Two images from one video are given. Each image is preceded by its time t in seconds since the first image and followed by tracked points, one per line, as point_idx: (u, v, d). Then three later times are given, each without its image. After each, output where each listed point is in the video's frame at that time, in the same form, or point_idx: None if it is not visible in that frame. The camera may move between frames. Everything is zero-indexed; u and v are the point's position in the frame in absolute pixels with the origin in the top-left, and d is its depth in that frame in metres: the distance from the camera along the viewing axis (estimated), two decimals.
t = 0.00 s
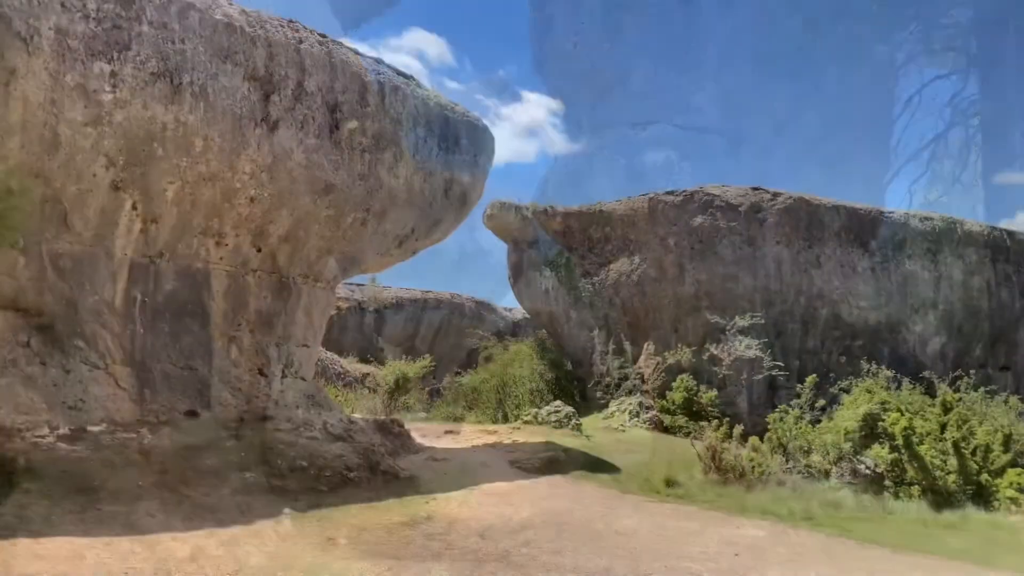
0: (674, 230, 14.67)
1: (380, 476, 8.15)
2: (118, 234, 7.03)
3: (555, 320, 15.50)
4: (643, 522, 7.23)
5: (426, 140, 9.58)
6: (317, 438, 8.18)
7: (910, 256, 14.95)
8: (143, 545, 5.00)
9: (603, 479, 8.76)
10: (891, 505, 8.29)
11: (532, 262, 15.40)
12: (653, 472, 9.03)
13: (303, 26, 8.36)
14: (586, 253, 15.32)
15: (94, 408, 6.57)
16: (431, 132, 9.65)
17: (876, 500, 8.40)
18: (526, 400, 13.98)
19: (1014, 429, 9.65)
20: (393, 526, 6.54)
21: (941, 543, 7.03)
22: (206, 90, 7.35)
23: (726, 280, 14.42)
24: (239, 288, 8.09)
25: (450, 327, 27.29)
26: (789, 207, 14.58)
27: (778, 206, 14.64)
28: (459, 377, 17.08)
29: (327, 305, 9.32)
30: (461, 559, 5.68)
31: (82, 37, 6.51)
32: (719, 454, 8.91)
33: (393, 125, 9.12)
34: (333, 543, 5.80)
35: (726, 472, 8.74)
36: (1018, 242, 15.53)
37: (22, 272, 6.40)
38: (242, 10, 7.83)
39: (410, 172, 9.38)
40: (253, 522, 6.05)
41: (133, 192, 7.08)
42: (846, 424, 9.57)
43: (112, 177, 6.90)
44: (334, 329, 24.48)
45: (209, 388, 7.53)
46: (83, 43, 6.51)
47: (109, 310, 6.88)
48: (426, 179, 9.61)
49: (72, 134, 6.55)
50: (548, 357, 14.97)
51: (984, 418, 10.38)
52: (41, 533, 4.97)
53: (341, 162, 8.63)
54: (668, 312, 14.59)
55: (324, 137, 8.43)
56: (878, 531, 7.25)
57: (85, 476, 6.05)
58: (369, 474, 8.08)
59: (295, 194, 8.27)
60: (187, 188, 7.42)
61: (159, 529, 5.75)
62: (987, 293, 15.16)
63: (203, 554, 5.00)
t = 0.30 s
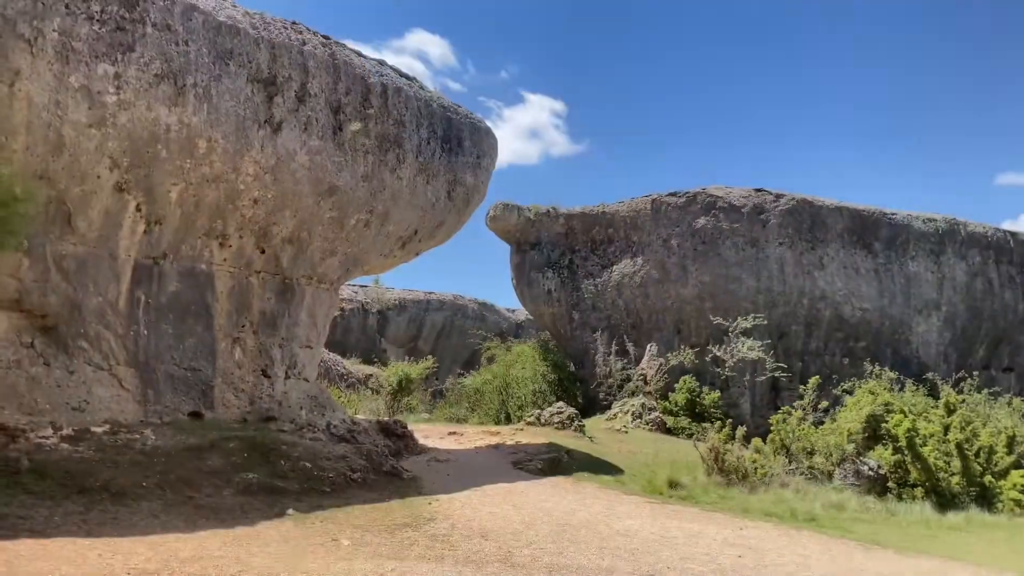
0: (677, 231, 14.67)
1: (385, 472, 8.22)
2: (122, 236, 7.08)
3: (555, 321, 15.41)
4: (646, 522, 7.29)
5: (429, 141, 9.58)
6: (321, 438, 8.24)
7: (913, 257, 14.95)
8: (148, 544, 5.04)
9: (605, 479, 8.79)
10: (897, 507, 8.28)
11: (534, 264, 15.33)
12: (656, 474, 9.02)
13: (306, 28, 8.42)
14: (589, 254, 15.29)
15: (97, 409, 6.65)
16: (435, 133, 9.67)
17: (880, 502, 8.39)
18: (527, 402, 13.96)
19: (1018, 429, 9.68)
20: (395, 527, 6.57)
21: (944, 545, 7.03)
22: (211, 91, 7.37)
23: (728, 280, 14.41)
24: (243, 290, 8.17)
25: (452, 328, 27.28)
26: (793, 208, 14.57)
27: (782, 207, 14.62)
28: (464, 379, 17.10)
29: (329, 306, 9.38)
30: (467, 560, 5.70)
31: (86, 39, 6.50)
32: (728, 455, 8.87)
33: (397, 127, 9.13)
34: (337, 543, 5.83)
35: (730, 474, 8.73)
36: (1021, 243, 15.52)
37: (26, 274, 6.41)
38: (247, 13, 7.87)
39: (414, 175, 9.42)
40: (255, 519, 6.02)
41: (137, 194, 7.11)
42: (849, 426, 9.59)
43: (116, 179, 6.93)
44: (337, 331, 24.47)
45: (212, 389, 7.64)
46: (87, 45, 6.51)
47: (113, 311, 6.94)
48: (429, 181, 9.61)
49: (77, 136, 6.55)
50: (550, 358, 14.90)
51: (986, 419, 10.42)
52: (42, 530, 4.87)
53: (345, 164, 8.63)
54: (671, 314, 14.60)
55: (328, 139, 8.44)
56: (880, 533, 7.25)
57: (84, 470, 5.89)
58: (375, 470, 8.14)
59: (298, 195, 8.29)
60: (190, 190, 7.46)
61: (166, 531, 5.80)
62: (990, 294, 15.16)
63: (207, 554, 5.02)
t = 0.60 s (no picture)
0: (680, 232, 14.67)
1: (388, 475, 8.20)
2: (126, 238, 7.09)
3: (558, 322, 15.37)
4: (648, 523, 7.31)
5: (432, 143, 9.58)
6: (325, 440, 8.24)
7: (916, 259, 14.93)
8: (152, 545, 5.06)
9: (609, 481, 8.78)
10: (903, 510, 8.26)
11: (537, 265, 15.33)
12: (659, 476, 9.01)
13: (309, 30, 8.45)
14: (591, 256, 15.24)
15: (100, 410, 6.66)
16: (438, 135, 9.67)
17: (885, 504, 8.36)
18: (530, 404, 14.00)
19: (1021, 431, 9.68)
20: (397, 528, 6.57)
21: (947, 547, 7.03)
22: (214, 93, 7.39)
23: (731, 282, 14.40)
24: (246, 291, 8.19)
25: (455, 329, 27.27)
26: (795, 210, 14.60)
27: (785, 208, 14.67)
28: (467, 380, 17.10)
29: (332, 308, 9.40)
30: (470, 561, 5.71)
31: (90, 41, 6.52)
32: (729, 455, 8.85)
33: (400, 129, 9.14)
34: (339, 545, 5.83)
35: (733, 476, 8.71)
36: None
37: (30, 276, 6.42)
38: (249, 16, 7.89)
39: (417, 177, 9.44)
40: (257, 520, 6.02)
41: (140, 195, 7.12)
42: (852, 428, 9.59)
43: (119, 180, 6.94)
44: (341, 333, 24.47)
45: (215, 391, 7.66)
46: (91, 47, 6.53)
47: (117, 313, 6.95)
48: (431, 183, 9.62)
49: (81, 138, 6.56)
50: (553, 360, 14.88)
51: (989, 421, 10.42)
52: (45, 531, 4.87)
53: (348, 165, 8.64)
54: (675, 315, 14.56)
55: (330, 141, 8.44)
56: (884, 535, 7.24)
57: (87, 471, 5.89)
58: (378, 473, 8.12)
59: (301, 196, 8.29)
60: (194, 192, 7.48)
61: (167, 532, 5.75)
62: (993, 296, 15.14)
63: (210, 556, 5.02)
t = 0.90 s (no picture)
0: (683, 234, 14.67)
1: (391, 476, 8.19)
2: (128, 239, 7.10)
3: (560, 324, 15.37)
4: (651, 526, 7.29)
5: (435, 144, 9.58)
6: (327, 442, 8.24)
7: (919, 261, 14.91)
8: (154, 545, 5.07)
9: (612, 483, 8.78)
10: (906, 511, 8.24)
11: (539, 266, 15.34)
12: (661, 478, 8.99)
13: (312, 32, 8.47)
14: (593, 257, 15.23)
15: (102, 411, 6.68)
16: (440, 136, 9.67)
17: (887, 506, 8.34)
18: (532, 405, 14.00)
19: None
20: (399, 530, 6.57)
21: (950, 549, 7.01)
22: (217, 95, 7.40)
23: (734, 283, 14.38)
24: (248, 293, 8.20)
25: (457, 331, 27.29)
26: (798, 211, 14.64)
27: (787, 210, 14.69)
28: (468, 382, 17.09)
29: (334, 309, 9.41)
30: (473, 563, 5.71)
31: (93, 42, 6.54)
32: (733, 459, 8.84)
33: (402, 130, 9.14)
34: (341, 547, 5.82)
35: (735, 478, 8.70)
36: None
37: (32, 277, 6.44)
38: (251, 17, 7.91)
39: (420, 179, 9.44)
40: (259, 522, 6.03)
41: (143, 196, 7.12)
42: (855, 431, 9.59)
43: (122, 182, 6.95)
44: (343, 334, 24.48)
45: (217, 392, 7.66)
46: (95, 49, 6.55)
47: (119, 314, 6.96)
48: (434, 184, 9.62)
49: (84, 139, 6.57)
50: (555, 362, 14.89)
51: (992, 423, 10.42)
52: (47, 532, 4.87)
53: (350, 167, 8.64)
54: (677, 317, 14.51)
55: (333, 142, 8.44)
56: (886, 537, 7.23)
57: (90, 472, 5.89)
58: (381, 474, 8.12)
59: (303, 198, 8.29)
60: (196, 193, 7.48)
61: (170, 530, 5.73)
62: (996, 298, 15.12)
63: (211, 557, 5.02)
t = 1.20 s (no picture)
0: (684, 235, 14.66)
1: (392, 478, 8.18)
2: (130, 240, 7.11)
3: (562, 325, 15.41)
4: (652, 527, 7.29)
5: (436, 145, 9.58)
6: (328, 443, 8.25)
7: (920, 262, 14.91)
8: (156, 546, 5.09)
9: (613, 484, 8.78)
10: (907, 513, 8.23)
11: (541, 267, 15.37)
12: (662, 480, 8.99)
13: (313, 33, 8.48)
14: (595, 259, 15.25)
15: (103, 412, 6.69)
16: (442, 138, 9.66)
17: (888, 508, 8.33)
18: (533, 407, 14.02)
19: None
20: (400, 531, 6.57)
21: (951, 551, 7.00)
22: (218, 96, 7.41)
23: (735, 285, 14.37)
24: (249, 294, 8.21)
25: (458, 332, 27.29)
26: (800, 213, 14.64)
27: (788, 212, 14.70)
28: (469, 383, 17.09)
29: (335, 310, 9.41)
30: (474, 564, 5.72)
31: (95, 44, 6.55)
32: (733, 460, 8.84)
33: (403, 132, 9.14)
34: (342, 548, 5.83)
35: (736, 480, 8.69)
36: None
37: (34, 278, 6.44)
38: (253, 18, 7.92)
39: (422, 180, 9.43)
40: (260, 523, 6.03)
41: (145, 198, 7.13)
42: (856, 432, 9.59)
43: (124, 183, 6.96)
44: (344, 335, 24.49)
45: (218, 393, 7.68)
46: (97, 50, 6.56)
47: (121, 315, 6.98)
48: (435, 185, 9.62)
49: (86, 141, 6.58)
50: (556, 363, 14.89)
51: (994, 425, 10.40)
52: (48, 533, 4.87)
53: (352, 168, 8.64)
54: (678, 318, 14.48)
55: (334, 143, 8.43)
56: (888, 539, 7.22)
57: (91, 473, 5.89)
58: (382, 476, 8.11)
59: (304, 199, 8.30)
60: (197, 195, 7.49)
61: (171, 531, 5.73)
62: (997, 299, 15.12)
63: (213, 558, 5.03)
